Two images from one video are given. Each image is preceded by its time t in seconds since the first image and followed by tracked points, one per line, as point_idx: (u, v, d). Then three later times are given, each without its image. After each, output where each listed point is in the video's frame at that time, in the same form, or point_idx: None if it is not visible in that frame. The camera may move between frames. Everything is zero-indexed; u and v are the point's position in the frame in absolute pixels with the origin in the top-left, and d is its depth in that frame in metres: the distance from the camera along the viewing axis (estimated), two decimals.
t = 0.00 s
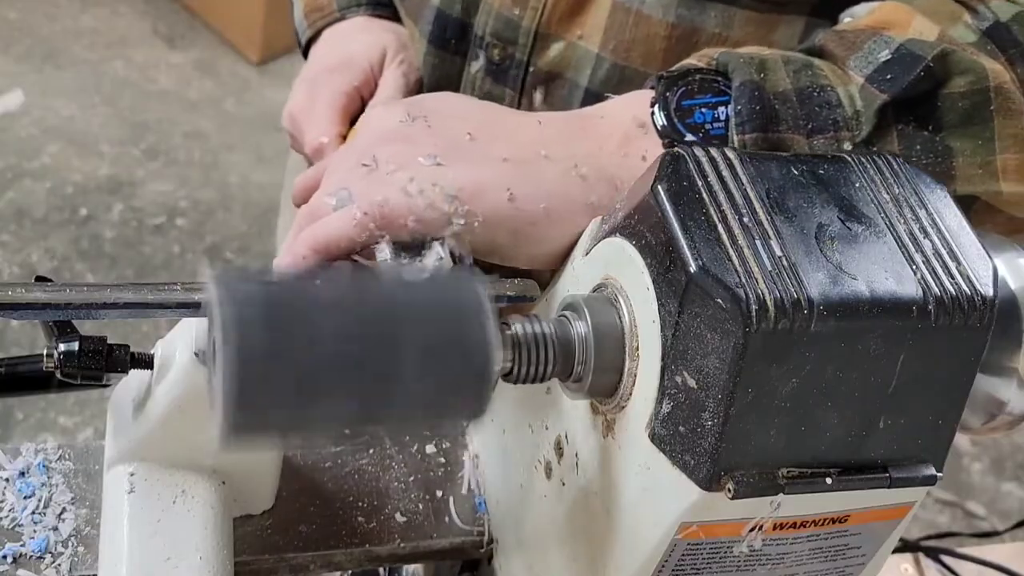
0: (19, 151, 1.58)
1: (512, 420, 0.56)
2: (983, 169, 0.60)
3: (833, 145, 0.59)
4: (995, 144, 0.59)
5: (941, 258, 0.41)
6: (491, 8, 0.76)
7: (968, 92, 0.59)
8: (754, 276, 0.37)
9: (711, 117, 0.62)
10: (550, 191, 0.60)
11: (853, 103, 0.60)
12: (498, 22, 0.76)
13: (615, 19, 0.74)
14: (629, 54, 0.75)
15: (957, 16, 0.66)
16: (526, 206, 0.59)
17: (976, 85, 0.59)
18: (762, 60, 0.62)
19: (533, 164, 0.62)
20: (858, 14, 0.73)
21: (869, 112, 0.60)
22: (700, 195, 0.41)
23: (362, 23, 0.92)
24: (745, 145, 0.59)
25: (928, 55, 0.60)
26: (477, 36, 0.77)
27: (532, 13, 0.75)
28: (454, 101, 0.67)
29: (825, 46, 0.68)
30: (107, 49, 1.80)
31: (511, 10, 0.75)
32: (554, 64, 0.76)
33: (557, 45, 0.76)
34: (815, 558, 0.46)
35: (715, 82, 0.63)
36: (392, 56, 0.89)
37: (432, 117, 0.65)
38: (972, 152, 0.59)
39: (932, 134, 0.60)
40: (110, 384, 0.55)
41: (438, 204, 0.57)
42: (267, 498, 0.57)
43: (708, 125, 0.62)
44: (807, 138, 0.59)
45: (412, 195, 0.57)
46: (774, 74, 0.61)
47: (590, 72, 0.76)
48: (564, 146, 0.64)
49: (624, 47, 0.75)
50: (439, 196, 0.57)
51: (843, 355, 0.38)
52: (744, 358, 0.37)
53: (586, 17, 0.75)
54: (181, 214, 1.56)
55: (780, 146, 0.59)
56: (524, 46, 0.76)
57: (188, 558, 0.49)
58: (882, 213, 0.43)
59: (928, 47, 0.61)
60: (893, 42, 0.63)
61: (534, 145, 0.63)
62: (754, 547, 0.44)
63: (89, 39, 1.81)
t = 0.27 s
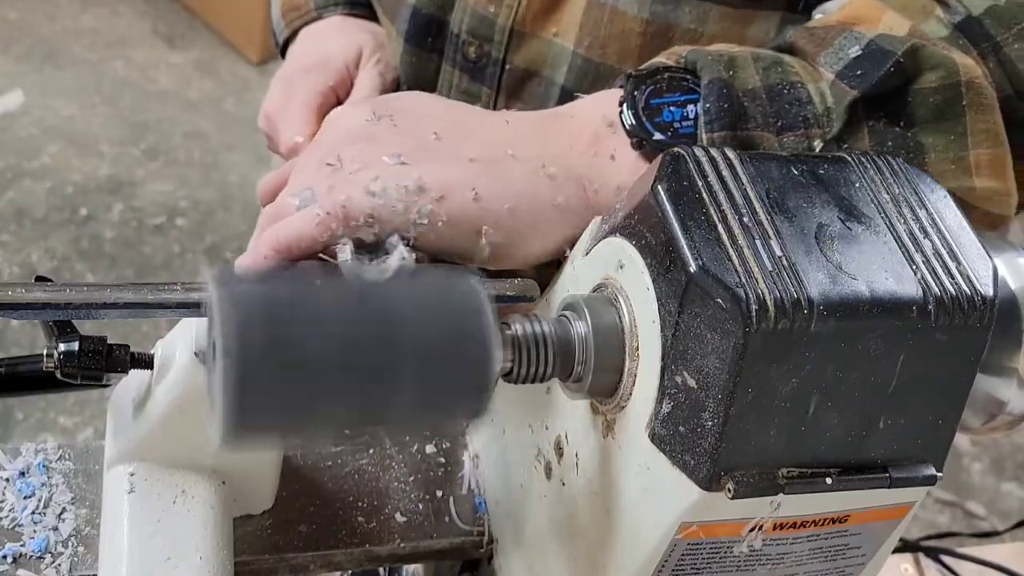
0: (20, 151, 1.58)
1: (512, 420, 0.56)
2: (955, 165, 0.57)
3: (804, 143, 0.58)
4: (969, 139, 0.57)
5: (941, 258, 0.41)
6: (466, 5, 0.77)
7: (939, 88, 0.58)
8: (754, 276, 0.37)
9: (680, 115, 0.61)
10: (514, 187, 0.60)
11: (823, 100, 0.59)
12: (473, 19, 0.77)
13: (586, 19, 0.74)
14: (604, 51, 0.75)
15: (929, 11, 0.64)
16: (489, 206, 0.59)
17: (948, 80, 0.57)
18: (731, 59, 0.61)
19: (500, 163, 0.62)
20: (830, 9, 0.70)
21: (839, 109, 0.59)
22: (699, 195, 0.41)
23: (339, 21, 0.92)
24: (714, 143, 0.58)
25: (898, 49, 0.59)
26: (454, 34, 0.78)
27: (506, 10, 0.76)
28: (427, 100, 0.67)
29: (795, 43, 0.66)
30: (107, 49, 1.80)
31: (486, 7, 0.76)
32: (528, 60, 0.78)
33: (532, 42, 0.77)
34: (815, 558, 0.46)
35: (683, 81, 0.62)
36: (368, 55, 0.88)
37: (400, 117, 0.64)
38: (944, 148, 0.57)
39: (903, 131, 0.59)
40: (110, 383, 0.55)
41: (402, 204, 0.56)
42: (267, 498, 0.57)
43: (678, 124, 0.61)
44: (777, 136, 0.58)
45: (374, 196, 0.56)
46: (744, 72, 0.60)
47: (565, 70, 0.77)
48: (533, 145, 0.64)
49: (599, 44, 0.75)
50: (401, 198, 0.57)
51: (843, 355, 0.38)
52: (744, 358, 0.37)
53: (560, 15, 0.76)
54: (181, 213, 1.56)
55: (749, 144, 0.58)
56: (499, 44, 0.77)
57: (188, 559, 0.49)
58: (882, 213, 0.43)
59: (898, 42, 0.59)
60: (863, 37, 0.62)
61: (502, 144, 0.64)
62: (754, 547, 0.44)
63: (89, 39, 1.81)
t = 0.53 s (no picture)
0: (20, 151, 1.58)
1: (511, 420, 0.56)
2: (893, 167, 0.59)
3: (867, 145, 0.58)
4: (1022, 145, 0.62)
5: (941, 258, 0.41)
6: (518, 9, 0.83)
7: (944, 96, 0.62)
8: (754, 276, 0.37)
9: (744, 113, 0.61)
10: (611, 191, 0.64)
11: (887, 103, 0.60)
12: (528, 26, 0.83)
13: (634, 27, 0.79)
14: (651, 58, 0.80)
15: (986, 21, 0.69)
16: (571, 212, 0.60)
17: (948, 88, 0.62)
18: (797, 58, 0.62)
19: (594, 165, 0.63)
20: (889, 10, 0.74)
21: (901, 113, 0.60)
22: (700, 195, 0.41)
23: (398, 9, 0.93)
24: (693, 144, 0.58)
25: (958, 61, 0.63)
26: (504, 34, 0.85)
27: (558, 15, 0.82)
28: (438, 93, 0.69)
29: (855, 43, 0.70)
30: (107, 49, 1.80)
31: (536, 11, 0.82)
32: (579, 65, 0.83)
33: (585, 47, 0.82)
34: (815, 558, 0.46)
35: (751, 79, 0.63)
36: (425, 47, 0.89)
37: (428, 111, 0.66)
38: (1001, 154, 0.62)
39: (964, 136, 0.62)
40: (110, 384, 0.55)
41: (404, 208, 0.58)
42: (267, 498, 0.57)
43: (741, 122, 0.61)
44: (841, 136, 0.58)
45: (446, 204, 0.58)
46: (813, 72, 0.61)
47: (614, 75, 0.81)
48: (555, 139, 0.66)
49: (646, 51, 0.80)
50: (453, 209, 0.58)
51: (843, 355, 0.38)
52: (744, 358, 0.37)
53: (610, 20, 0.81)
54: (181, 213, 1.56)
55: (813, 145, 0.57)
56: (549, 48, 0.83)
57: (188, 558, 0.49)
58: (882, 213, 0.43)
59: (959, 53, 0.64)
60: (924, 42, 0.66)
61: (514, 131, 0.65)
62: (754, 547, 0.44)
63: (89, 39, 1.81)
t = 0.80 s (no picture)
0: (20, 151, 1.58)
1: (511, 420, 0.56)
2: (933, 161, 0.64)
3: (861, 134, 0.61)
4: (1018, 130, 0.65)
5: (942, 258, 0.41)
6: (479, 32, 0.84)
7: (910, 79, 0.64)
8: (754, 276, 0.37)
9: (738, 107, 0.61)
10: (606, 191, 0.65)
11: (878, 92, 0.63)
12: (488, 48, 0.84)
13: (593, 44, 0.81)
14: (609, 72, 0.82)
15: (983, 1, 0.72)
16: (573, 211, 0.62)
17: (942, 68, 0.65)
18: (789, 49, 0.64)
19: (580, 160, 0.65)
20: None
21: (893, 102, 0.63)
22: (700, 195, 0.41)
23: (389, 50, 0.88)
24: (773, 134, 0.58)
25: (955, 43, 0.66)
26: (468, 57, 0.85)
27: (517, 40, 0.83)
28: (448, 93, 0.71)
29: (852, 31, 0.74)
30: (107, 49, 1.80)
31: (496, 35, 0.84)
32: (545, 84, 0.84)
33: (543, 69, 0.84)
34: (815, 558, 0.46)
35: (741, 73, 0.63)
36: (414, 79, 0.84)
37: (424, 113, 0.68)
38: (999, 138, 0.64)
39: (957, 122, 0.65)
40: (110, 384, 0.55)
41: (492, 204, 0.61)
42: (267, 498, 0.57)
43: (735, 115, 0.61)
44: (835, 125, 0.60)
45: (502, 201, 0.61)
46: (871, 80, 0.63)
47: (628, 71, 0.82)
48: (559, 137, 0.67)
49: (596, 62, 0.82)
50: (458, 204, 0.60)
51: (843, 355, 0.38)
52: (744, 358, 0.37)
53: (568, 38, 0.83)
54: (181, 213, 1.56)
55: (806, 137, 0.58)
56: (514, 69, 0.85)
57: (188, 558, 0.49)
58: (882, 213, 0.43)
59: (955, 34, 0.66)
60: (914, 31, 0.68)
61: (565, 125, 0.68)
62: (754, 547, 0.44)
63: (89, 39, 1.81)
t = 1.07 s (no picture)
0: (20, 151, 1.58)
1: (511, 419, 0.56)
2: (843, 144, 0.59)
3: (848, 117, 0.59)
4: (854, 119, 0.59)
5: (941, 258, 0.41)
6: None
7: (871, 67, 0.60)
8: (754, 276, 0.37)
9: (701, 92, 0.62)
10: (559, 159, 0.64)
11: (705, 80, 0.62)
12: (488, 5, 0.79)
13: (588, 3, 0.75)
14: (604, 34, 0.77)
15: None
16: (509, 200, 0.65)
17: (829, 57, 0.59)
18: (607, 38, 0.65)
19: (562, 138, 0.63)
20: None
21: (720, 89, 0.61)
22: (700, 195, 0.41)
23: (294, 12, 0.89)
24: (586, 132, 0.61)
25: (780, 26, 0.60)
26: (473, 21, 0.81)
27: None
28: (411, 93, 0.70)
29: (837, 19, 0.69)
30: (107, 49, 1.80)
31: None
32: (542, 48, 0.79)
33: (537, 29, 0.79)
34: (816, 558, 0.46)
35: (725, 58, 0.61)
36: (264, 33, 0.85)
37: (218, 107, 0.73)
38: (829, 127, 0.59)
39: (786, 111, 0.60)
40: (110, 384, 0.55)
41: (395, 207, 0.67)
42: (267, 498, 0.57)
43: (550, 107, 0.64)
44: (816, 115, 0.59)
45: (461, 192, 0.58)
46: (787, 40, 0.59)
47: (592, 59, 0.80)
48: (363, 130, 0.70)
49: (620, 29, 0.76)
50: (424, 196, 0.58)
51: (843, 355, 0.38)
52: (745, 358, 0.37)
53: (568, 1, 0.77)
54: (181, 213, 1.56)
55: (623, 129, 0.61)
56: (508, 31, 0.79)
57: (188, 558, 0.49)
58: (882, 213, 0.43)
59: (780, 19, 0.60)
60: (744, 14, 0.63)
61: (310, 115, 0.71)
62: (755, 547, 0.44)
63: (89, 39, 1.81)
